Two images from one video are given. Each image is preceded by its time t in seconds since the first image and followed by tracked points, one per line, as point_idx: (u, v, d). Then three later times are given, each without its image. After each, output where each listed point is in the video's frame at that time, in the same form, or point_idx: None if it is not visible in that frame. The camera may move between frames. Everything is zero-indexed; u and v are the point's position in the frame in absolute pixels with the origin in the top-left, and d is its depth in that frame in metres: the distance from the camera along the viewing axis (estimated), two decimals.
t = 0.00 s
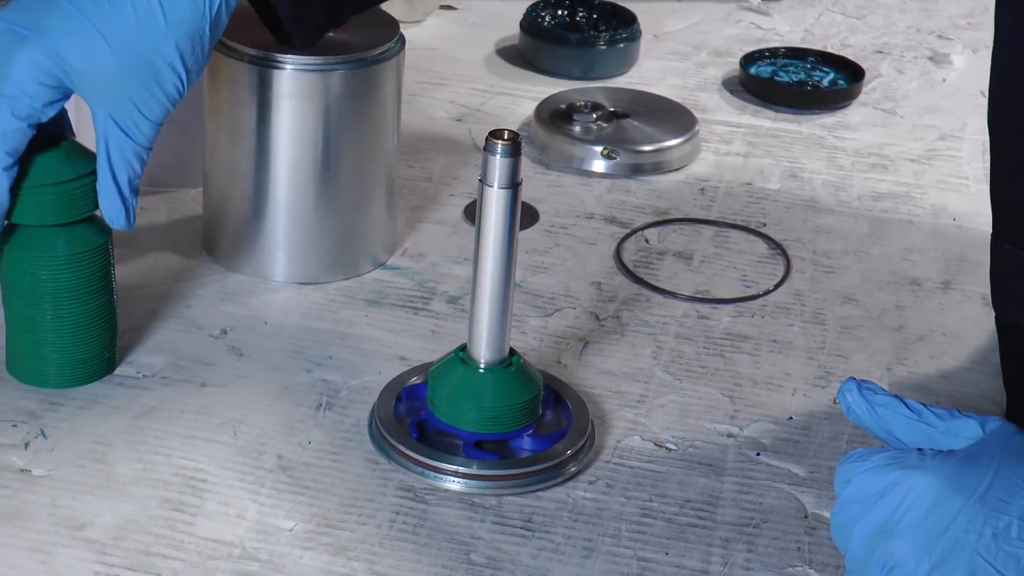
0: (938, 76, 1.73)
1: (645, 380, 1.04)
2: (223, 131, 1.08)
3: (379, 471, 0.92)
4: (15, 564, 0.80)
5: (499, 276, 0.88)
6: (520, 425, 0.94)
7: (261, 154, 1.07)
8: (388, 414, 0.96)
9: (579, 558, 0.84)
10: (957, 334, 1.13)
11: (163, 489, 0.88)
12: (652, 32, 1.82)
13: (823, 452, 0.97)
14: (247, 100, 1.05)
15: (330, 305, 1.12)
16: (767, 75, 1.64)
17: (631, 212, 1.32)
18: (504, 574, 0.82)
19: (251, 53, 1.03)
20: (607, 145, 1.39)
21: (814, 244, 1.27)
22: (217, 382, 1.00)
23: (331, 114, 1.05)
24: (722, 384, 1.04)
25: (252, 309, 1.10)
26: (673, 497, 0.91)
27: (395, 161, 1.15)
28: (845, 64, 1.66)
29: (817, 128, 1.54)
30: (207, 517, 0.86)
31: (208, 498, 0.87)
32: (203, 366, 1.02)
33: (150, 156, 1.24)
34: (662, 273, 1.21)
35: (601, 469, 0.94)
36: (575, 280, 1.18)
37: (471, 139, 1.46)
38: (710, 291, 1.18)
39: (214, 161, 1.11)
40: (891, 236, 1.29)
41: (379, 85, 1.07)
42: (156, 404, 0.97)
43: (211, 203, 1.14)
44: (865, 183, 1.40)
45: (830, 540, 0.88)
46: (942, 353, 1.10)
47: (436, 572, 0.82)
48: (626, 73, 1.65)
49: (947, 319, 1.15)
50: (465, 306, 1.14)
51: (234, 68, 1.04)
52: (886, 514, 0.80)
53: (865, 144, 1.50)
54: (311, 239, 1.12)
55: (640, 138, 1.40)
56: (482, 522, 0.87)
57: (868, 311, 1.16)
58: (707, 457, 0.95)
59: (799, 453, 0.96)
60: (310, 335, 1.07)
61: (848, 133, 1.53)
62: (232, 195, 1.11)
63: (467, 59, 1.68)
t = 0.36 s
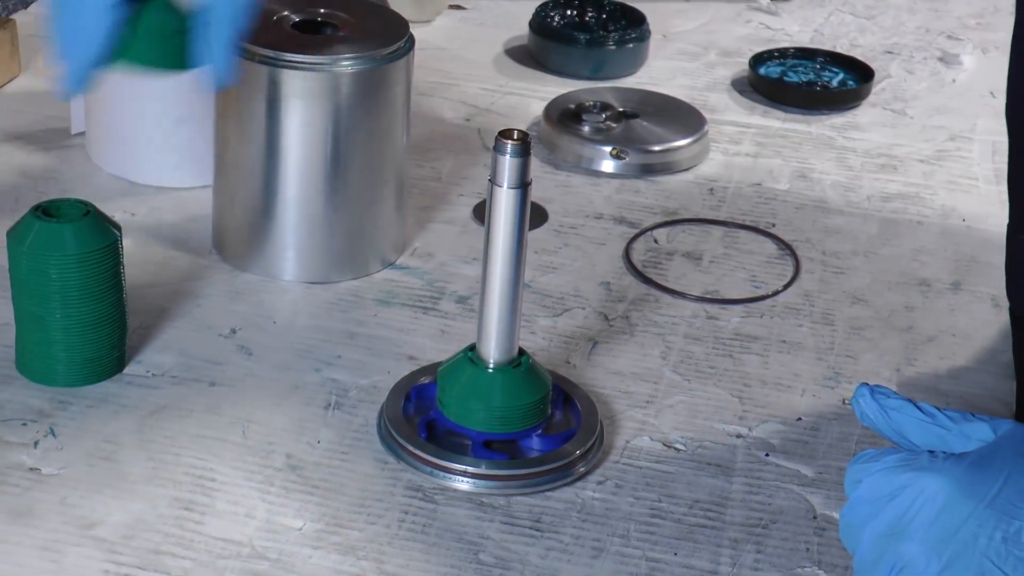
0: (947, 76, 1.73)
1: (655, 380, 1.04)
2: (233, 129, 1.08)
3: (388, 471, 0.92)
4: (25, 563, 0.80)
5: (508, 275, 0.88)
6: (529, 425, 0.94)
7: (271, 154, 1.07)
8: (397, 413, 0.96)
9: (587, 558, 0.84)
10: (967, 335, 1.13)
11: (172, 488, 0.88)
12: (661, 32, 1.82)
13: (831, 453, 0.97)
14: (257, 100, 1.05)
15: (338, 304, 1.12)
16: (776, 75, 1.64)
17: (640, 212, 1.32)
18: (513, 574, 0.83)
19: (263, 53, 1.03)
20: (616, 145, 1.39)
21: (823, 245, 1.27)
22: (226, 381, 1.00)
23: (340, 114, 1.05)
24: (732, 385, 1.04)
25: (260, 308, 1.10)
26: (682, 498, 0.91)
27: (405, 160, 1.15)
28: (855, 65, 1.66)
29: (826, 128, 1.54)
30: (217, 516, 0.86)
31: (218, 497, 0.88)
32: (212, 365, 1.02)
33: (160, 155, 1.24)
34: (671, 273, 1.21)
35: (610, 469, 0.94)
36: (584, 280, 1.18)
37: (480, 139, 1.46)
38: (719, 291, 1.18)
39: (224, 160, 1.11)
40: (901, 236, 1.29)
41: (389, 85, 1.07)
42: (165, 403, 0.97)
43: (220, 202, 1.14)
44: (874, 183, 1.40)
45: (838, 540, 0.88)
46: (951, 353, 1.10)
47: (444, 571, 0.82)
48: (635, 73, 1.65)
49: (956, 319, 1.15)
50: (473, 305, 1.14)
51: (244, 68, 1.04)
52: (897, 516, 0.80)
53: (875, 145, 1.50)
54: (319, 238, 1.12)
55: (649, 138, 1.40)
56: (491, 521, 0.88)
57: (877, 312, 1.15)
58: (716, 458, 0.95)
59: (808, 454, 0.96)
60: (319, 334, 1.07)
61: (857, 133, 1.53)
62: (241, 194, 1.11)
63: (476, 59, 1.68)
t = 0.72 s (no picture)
0: (954, 77, 1.73)
1: (661, 380, 1.04)
2: (239, 129, 1.09)
3: (393, 471, 0.92)
4: (31, 563, 0.80)
5: (514, 275, 0.88)
6: (536, 426, 0.93)
7: (277, 153, 1.07)
8: (403, 413, 0.96)
9: (593, 559, 0.84)
10: (974, 336, 1.13)
11: (178, 488, 0.88)
12: (667, 32, 1.81)
13: (838, 454, 0.97)
14: (263, 100, 1.05)
15: (344, 304, 1.12)
16: (783, 76, 1.64)
17: (646, 213, 1.32)
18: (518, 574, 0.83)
19: (268, 52, 1.03)
20: (622, 145, 1.39)
21: (830, 245, 1.27)
22: (232, 380, 1.00)
23: (347, 114, 1.05)
24: (738, 385, 1.04)
25: (266, 308, 1.10)
26: (688, 499, 0.91)
27: (411, 161, 1.15)
28: (861, 66, 1.66)
29: (833, 129, 1.54)
30: (223, 516, 0.86)
31: (224, 497, 0.88)
32: (218, 365, 1.02)
33: (165, 156, 1.24)
34: (677, 274, 1.21)
35: (616, 470, 0.94)
36: (590, 281, 1.18)
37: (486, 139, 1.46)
38: (725, 292, 1.18)
39: (230, 160, 1.11)
40: (908, 237, 1.29)
41: (395, 84, 1.07)
42: (171, 403, 0.97)
43: (226, 201, 1.14)
44: (880, 184, 1.40)
45: (845, 541, 0.88)
46: (958, 354, 1.10)
47: (450, 571, 0.82)
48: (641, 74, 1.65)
49: (963, 320, 1.15)
50: (479, 306, 1.14)
51: (250, 67, 1.05)
52: (910, 515, 0.77)
53: (881, 145, 1.50)
54: (325, 238, 1.12)
55: (655, 138, 1.40)
56: (497, 522, 0.88)
57: (883, 313, 1.15)
58: (722, 458, 0.95)
59: (814, 455, 0.96)
60: (325, 334, 1.07)
61: (864, 134, 1.53)
62: (247, 194, 1.11)
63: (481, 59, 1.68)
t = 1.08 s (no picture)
0: (954, 77, 1.73)
1: (660, 380, 1.04)
2: (239, 129, 1.09)
3: (393, 471, 0.92)
4: (31, 563, 0.80)
5: (511, 278, 0.88)
6: (535, 426, 0.93)
7: (276, 154, 1.07)
8: (402, 414, 0.96)
9: (593, 559, 0.84)
10: (973, 336, 1.13)
11: (178, 488, 0.88)
12: (667, 32, 1.81)
13: (837, 454, 0.97)
14: (262, 99, 1.05)
15: (344, 304, 1.12)
16: (782, 76, 1.64)
17: (645, 213, 1.32)
18: (518, 574, 0.83)
19: (268, 52, 1.03)
20: (622, 145, 1.39)
21: (829, 245, 1.27)
22: (232, 380, 1.00)
23: (346, 114, 1.05)
24: (737, 385, 1.04)
25: (265, 308, 1.10)
26: (687, 498, 0.91)
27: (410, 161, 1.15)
28: (861, 66, 1.66)
29: (832, 129, 1.54)
30: (222, 516, 0.86)
31: (223, 497, 0.88)
32: (217, 365, 1.02)
33: (164, 156, 1.24)
34: (676, 274, 1.21)
35: (615, 469, 0.94)
36: (590, 280, 1.18)
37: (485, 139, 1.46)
38: (725, 292, 1.18)
39: (229, 160, 1.11)
40: (907, 237, 1.29)
41: (395, 84, 1.07)
42: (171, 403, 0.97)
43: (225, 202, 1.14)
44: (880, 184, 1.40)
45: (844, 541, 0.88)
46: (957, 354, 1.10)
47: (450, 571, 0.82)
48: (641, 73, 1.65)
49: (962, 320, 1.15)
50: (479, 306, 1.14)
51: (249, 67, 1.05)
52: (917, 514, 0.75)
53: (881, 145, 1.50)
54: (325, 239, 1.12)
55: (654, 138, 1.40)
56: (497, 522, 0.88)
57: (882, 313, 1.15)
58: (721, 458, 0.95)
59: (813, 455, 0.96)
60: (324, 334, 1.07)
61: (863, 134, 1.53)
62: (247, 195, 1.11)
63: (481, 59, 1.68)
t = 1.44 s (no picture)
0: (952, 77, 1.73)
1: (659, 380, 1.04)
2: (238, 130, 1.09)
3: (392, 472, 0.92)
4: (30, 563, 0.80)
5: (510, 280, 0.88)
6: (534, 428, 0.93)
7: (275, 154, 1.07)
8: (401, 416, 0.96)
9: (592, 559, 0.84)
10: (972, 335, 1.13)
11: (177, 488, 0.88)
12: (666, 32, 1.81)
13: (837, 454, 0.97)
14: (261, 100, 1.05)
15: (342, 304, 1.12)
16: (781, 76, 1.64)
17: (645, 213, 1.32)
18: (517, 574, 0.83)
19: (267, 52, 1.03)
20: (621, 145, 1.39)
21: (828, 245, 1.27)
22: (231, 380, 1.00)
23: (346, 114, 1.05)
24: (736, 385, 1.04)
25: (264, 308, 1.10)
26: (687, 498, 0.91)
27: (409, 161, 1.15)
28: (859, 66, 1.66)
29: (831, 128, 1.54)
30: (222, 516, 0.86)
31: (223, 497, 0.88)
32: (217, 365, 1.02)
33: (163, 156, 1.24)
34: (675, 274, 1.21)
35: (614, 469, 0.94)
36: (589, 280, 1.18)
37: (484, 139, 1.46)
38: (724, 292, 1.18)
39: (228, 160, 1.11)
40: (906, 237, 1.29)
41: (394, 84, 1.07)
42: (170, 403, 0.97)
43: (224, 203, 1.14)
44: (879, 183, 1.40)
45: (844, 541, 0.88)
46: (956, 354, 1.10)
47: (449, 571, 0.82)
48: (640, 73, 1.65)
49: (962, 320, 1.15)
50: (478, 306, 1.14)
51: (248, 67, 1.05)
52: (922, 514, 0.75)
53: (880, 145, 1.50)
54: (323, 239, 1.12)
55: (653, 138, 1.40)
56: (496, 522, 0.88)
57: (881, 313, 1.15)
58: (721, 459, 0.95)
59: (813, 454, 0.96)
60: (324, 334, 1.07)
61: (862, 133, 1.53)
62: (245, 195, 1.11)
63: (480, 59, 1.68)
